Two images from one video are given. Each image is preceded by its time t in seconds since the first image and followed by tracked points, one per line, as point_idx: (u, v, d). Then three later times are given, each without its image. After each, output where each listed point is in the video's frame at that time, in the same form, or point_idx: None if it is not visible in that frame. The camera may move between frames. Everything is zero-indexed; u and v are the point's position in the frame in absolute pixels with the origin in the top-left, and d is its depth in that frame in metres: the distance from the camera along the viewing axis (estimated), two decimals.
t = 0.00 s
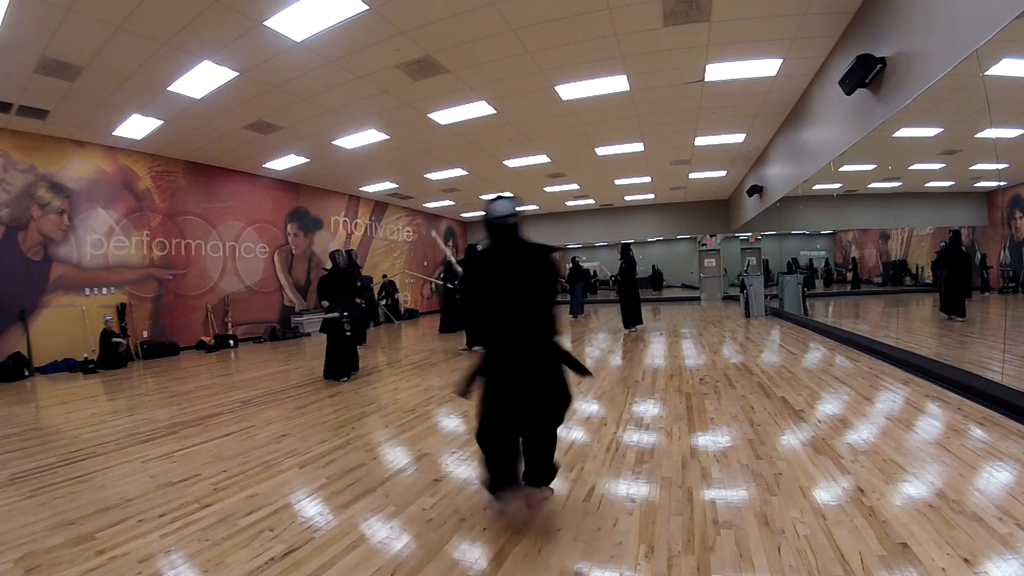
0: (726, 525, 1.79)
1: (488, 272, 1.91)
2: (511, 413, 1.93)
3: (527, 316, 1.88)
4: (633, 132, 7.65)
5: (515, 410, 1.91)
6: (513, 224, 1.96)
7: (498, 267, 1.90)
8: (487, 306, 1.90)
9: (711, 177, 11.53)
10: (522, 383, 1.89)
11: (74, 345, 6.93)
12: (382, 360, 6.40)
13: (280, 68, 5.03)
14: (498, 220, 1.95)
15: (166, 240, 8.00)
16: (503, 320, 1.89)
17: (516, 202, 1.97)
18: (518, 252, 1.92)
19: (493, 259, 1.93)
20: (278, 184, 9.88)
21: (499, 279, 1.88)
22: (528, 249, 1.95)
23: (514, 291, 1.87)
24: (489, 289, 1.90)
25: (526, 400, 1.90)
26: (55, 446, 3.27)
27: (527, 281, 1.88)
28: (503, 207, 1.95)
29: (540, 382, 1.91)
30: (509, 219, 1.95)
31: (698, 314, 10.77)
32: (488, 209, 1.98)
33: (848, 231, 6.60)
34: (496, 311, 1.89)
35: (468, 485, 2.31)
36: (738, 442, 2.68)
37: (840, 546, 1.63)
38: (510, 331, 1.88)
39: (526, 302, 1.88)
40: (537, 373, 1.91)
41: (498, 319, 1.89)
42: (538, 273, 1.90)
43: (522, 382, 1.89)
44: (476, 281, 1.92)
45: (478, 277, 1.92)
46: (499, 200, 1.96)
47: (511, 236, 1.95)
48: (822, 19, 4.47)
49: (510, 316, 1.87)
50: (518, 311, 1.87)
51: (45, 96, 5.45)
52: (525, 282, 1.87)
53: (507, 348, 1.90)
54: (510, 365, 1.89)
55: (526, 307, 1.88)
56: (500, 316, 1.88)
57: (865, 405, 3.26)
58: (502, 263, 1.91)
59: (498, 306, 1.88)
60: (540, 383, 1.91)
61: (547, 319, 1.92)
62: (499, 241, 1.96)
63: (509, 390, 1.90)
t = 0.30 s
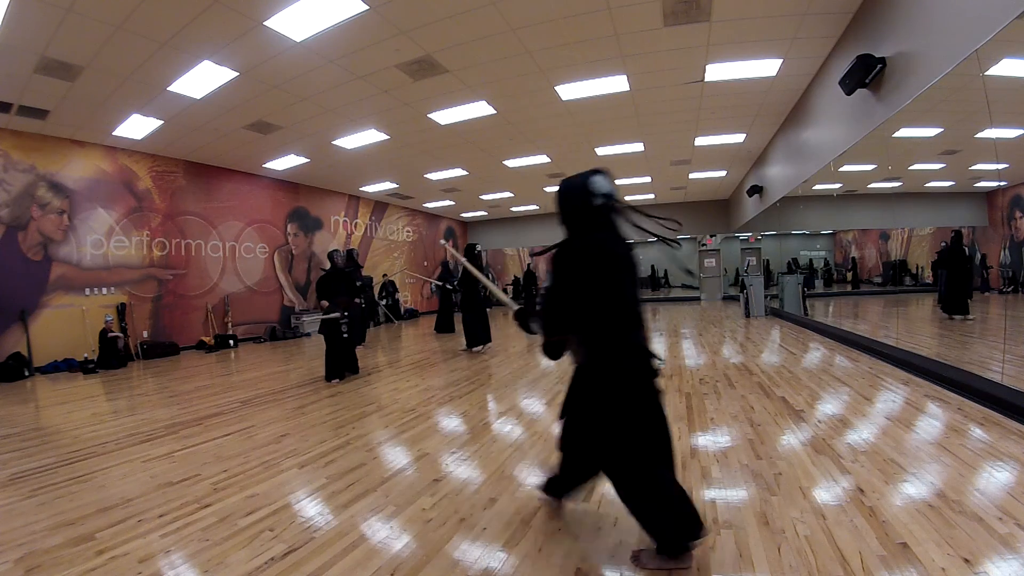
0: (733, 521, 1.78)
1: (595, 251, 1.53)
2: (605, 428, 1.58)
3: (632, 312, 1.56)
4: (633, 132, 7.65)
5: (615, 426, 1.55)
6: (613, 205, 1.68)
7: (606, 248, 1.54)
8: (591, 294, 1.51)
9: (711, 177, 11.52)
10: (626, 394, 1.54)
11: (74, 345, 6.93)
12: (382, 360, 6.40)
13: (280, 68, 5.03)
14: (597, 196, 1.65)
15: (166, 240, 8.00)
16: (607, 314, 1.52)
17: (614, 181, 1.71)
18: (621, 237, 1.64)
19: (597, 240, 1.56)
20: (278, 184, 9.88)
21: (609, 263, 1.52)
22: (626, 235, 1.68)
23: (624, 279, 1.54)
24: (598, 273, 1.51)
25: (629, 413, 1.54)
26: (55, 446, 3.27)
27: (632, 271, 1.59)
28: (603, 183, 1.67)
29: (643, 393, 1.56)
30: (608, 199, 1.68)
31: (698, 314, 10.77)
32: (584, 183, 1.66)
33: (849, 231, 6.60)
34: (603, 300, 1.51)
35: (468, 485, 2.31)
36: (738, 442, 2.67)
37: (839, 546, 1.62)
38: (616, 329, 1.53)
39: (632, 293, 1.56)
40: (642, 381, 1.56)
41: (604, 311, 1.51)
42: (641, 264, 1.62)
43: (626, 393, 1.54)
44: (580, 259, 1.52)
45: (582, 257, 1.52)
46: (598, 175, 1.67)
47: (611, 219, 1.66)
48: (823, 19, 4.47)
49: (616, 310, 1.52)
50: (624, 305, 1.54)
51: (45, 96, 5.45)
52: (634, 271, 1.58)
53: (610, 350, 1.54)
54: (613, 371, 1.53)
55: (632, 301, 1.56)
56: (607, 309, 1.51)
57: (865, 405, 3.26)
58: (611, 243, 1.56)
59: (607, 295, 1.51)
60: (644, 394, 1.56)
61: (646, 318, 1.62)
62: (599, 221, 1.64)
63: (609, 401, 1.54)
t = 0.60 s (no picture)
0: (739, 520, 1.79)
1: (659, 225, 1.48)
2: (649, 413, 1.53)
3: (687, 294, 1.52)
4: (633, 132, 7.65)
5: (660, 410, 1.51)
6: (678, 179, 1.63)
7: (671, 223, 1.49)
8: (653, 270, 1.46)
9: (711, 177, 11.52)
10: (673, 379, 1.50)
11: (74, 345, 6.93)
12: (382, 360, 6.40)
13: (280, 68, 5.03)
14: (664, 168, 1.59)
15: (166, 240, 8.00)
16: (665, 294, 1.48)
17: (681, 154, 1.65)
18: (683, 215, 1.59)
19: (660, 215, 1.51)
20: (278, 183, 9.88)
21: (674, 240, 1.47)
22: (687, 213, 1.63)
23: (683, 258, 1.50)
24: (662, 248, 1.45)
25: (675, 399, 1.50)
26: (55, 446, 3.27)
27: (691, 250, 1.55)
28: (672, 154, 1.60)
29: (690, 378, 1.52)
30: (674, 173, 1.62)
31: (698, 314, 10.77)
32: (653, 152, 1.59)
33: (849, 231, 6.60)
34: (664, 279, 1.46)
35: (468, 485, 2.31)
36: (738, 442, 2.68)
37: (839, 546, 1.63)
38: (672, 310, 1.49)
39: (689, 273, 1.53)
40: (690, 367, 1.52)
41: (663, 290, 1.47)
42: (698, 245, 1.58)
43: (674, 377, 1.50)
44: (645, 234, 1.46)
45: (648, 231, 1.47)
46: (667, 145, 1.60)
47: (676, 193, 1.62)
48: (823, 19, 4.47)
49: (674, 290, 1.48)
50: (680, 285, 1.50)
51: (45, 96, 5.45)
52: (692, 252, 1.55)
53: (663, 331, 1.49)
54: (665, 353, 1.50)
55: (689, 282, 1.52)
56: (666, 288, 1.47)
57: (865, 405, 3.26)
58: (676, 219, 1.52)
59: (668, 273, 1.46)
60: (691, 380, 1.52)
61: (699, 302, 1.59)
62: (664, 194, 1.58)
63: (661, 382, 1.50)
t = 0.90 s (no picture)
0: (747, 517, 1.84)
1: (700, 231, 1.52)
2: (680, 414, 1.56)
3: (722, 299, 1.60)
4: (633, 132, 7.65)
5: (691, 411, 1.55)
6: (712, 189, 1.70)
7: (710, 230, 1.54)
8: (694, 274, 1.50)
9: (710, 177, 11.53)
10: (704, 381, 1.56)
11: (74, 345, 6.93)
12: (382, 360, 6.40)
13: (280, 68, 5.03)
14: (701, 178, 1.66)
15: (166, 240, 8.00)
16: (704, 298, 1.53)
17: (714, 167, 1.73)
18: (717, 224, 1.65)
19: (698, 221, 1.56)
20: (278, 183, 9.88)
21: (713, 246, 1.52)
22: (720, 222, 1.69)
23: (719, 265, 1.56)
24: (703, 254, 1.50)
25: (706, 399, 1.56)
26: (55, 446, 3.27)
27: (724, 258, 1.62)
28: (707, 166, 1.69)
29: (719, 380, 1.58)
30: (709, 184, 1.69)
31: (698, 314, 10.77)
32: (691, 163, 1.67)
33: (849, 231, 6.60)
34: (704, 283, 1.51)
35: (468, 485, 2.31)
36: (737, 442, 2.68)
37: (839, 546, 1.63)
38: (709, 313, 1.54)
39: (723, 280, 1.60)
40: (721, 368, 1.59)
41: (702, 294, 1.52)
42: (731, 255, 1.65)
43: (706, 379, 1.56)
44: (685, 240, 1.50)
45: (690, 236, 1.51)
46: (703, 158, 1.69)
47: (711, 203, 1.67)
48: (823, 19, 4.47)
49: (711, 294, 1.55)
50: (717, 291, 1.57)
51: (45, 95, 5.45)
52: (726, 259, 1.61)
53: (700, 333, 1.54)
54: (700, 356, 1.55)
55: (722, 289, 1.60)
56: (705, 293, 1.52)
57: (865, 405, 3.26)
58: (711, 227, 1.57)
59: (707, 278, 1.51)
60: (721, 381, 1.59)
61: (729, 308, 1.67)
62: (700, 203, 1.64)
63: (692, 383, 1.54)
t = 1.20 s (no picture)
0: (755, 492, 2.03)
1: (708, 233, 1.75)
2: (692, 393, 1.80)
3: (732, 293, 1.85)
4: (633, 132, 7.65)
5: (703, 390, 1.80)
6: (722, 188, 1.88)
7: (717, 232, 1.77)
8: (702, 272, 1.76)
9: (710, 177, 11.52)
10: (715, 364, 1.81)
11: (73, 345, 6.93)
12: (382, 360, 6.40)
13: (280, 68, 5.03)
14: (711, 179, 1.85)
15: (166, 240, 8.00)
16: (712, 291, 1.79)
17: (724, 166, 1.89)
18: (727, 221, 1.86)
19: (707, 222, 1.78)
20: (278, 183, 9.88)
21: (718, 247, 1.76)
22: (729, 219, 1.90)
23: (725, 263, 1.81)
24: (710, 254, 1.75)
25: (717, 380, 1.81)
26: (54, 446, 3.27)
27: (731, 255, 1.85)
28: (717, 167, 1.85)
29: (730, 365, 1.83)
30: (718, 183, 1.88)
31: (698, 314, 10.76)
32: (701, 165, 1.84)
33: (849, 231, 6.60)
34: (711, 279, 1.77)
35: (468, 485, 2.31)
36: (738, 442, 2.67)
37: (840, 547, 1.62)
38: (717, 305, 1.80)
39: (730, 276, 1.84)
40: (732, 355, 1.84)
41: (711, 288, 1.78)
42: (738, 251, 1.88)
43: (716, 363, 1.81)
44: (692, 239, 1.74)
45: (698, 239, 1.74)
46: (713, 159, 1.85)
47: (719, 202, 1.87)
48: (823, 19, 4.46)
49: (719, 288, 1.80)
50: (726, 285, 1.83)
51: (45, 96, 5.45)
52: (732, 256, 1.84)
53: (710, 322, 1.81)
54: (706, 342, 1.80)
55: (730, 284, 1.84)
56: (713, 287, 1.78)
57: (865, 405, 3.25)
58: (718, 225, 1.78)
59: (714, 275, 1.77)
60: (732, 365, 1.83)
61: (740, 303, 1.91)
62: (710, 202, 1.85)
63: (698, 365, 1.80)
